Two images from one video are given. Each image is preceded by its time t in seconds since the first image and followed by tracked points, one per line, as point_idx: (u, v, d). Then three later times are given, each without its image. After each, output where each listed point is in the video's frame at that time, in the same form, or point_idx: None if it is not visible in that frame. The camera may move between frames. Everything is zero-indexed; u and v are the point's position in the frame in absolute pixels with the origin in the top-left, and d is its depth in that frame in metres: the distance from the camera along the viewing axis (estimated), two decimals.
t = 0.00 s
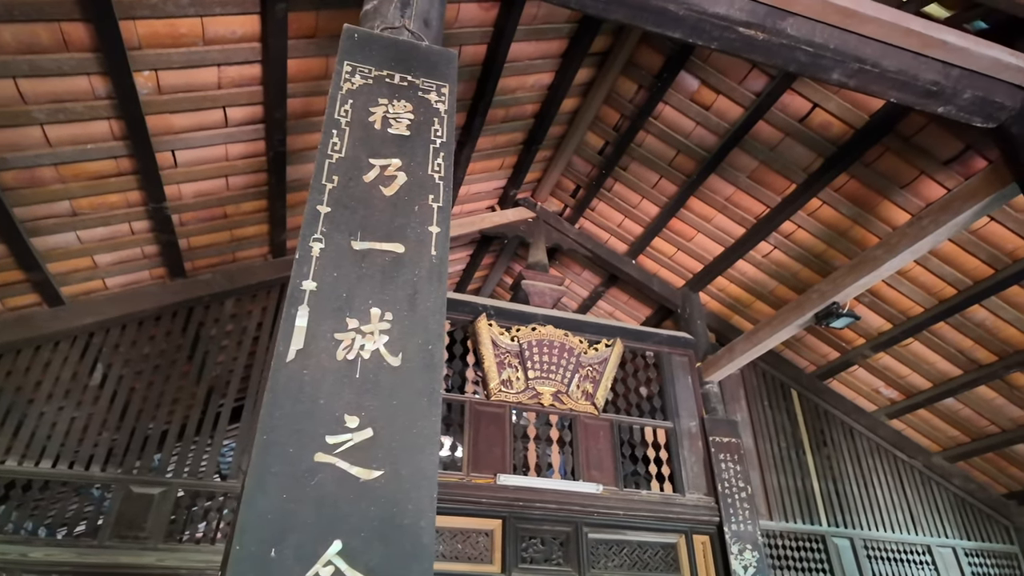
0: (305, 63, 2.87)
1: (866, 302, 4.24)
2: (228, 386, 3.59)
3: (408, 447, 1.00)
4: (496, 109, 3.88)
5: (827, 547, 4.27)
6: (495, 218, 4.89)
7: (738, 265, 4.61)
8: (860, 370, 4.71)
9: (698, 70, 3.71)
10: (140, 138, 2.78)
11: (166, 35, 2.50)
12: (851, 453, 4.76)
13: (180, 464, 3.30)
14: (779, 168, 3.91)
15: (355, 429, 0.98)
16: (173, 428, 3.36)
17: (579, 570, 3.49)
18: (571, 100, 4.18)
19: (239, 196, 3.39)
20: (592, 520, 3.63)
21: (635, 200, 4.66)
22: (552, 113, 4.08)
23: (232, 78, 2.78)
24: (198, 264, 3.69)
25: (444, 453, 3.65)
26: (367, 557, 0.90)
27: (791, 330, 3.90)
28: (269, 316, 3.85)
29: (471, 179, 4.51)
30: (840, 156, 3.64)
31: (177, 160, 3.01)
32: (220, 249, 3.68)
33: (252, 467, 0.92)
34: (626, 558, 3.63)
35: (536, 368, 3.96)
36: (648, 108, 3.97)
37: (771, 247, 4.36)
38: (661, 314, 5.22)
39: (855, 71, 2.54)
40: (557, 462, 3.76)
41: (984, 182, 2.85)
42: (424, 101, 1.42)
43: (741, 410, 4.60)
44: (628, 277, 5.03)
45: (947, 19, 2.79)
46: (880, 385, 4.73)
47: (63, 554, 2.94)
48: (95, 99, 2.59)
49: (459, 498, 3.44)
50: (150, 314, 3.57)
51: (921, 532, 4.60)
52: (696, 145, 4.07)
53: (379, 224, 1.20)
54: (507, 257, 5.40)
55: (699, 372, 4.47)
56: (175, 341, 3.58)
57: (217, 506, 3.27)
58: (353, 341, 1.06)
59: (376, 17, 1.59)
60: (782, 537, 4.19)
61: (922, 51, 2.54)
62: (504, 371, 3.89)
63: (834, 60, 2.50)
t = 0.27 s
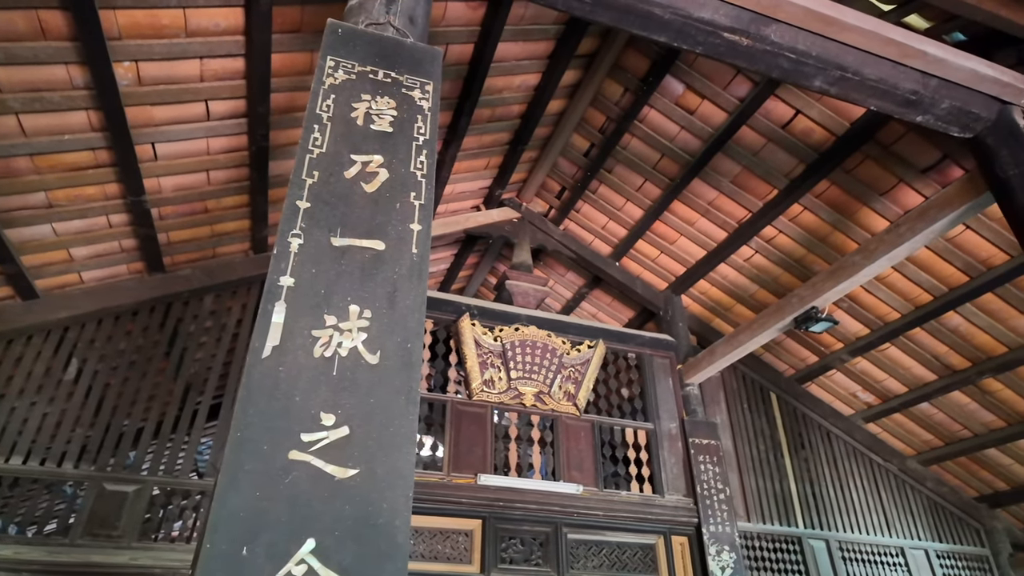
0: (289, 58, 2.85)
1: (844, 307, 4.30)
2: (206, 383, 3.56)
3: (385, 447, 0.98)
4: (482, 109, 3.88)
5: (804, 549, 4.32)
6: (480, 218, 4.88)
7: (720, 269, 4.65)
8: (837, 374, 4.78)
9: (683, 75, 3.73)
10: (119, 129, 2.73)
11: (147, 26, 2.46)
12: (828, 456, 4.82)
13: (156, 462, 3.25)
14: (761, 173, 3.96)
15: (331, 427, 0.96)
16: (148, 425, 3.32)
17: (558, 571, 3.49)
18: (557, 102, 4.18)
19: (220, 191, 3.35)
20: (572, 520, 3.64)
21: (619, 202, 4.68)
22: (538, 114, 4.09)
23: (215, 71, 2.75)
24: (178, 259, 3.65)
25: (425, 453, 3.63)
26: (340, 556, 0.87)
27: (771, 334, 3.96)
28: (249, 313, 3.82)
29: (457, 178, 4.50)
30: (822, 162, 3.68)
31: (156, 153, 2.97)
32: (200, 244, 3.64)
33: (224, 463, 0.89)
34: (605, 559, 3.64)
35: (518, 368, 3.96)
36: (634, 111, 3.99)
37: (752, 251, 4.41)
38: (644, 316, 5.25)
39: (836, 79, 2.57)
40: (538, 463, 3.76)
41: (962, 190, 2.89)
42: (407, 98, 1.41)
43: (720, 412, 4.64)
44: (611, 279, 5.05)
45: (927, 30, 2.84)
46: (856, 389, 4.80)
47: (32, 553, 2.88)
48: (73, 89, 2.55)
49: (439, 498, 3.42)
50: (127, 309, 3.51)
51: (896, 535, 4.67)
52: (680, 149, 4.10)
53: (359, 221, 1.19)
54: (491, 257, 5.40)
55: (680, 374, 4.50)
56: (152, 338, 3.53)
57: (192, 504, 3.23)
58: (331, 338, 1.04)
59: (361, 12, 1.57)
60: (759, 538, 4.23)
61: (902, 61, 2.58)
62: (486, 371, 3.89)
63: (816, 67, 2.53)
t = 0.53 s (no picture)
0: (275, 51, 2.82)
1: (826, 310, 4.35)
2: (185, 379, 3.53)
3: (364, 442, 0.97)
4: (469, 107, 3.87)
5: (782, 549, 4.36)
6: (467, 216, 4.87)
7: (704, 271, 4.69)
8: (818, 376, 4.83)
9: (671, 77, 3.75)
10: (99, 120, 2.68)
11: (129, 14, 2.42)
12: (807, 458, 4.87)
13: (133, 458, 3.21)
14: (745, 176, 3.99)
15: (309, 421, 0.94)
16: (125, 421, 3.27)
17: (539, 570, 3.48)
18: (545, 102, 4.18)
19: (203, 184, 3.31)
20: (554, 519, 3.64)
21: (605, 203, 4.70)
22: (525, 113, 4.08)
23: (198, 63, 2.71)
24: (158, 252, 3.59)
25: (407, 451, 3.61)
26: (316, 552, 0.86)
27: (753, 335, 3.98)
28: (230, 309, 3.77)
29: (443, 176, 4.48)
30: (805, 166, 3.72)
31: (138, 145, 2.92)
32: (182, 238, 3.59)
33: (198, 457, 0.87)
34: (586, 558, 3.65)
35: (503, 367, 3.96)
36: (621, 112, 4.00)
37: (736, 253, 4.44)
38: (628, 316, 5.28)
39: (821, 83, 2.60)
40: (521, 462, 3.76)
41: (941, 196, 2.93)
42: (392, 91, 1.40)
43: (703, 413, 4.67)
44: (596, 279, 5.07)
45: (910, 37, 2.88)
46: (837, 392, 4.86)
47: (4, 549, 2.82)
48: (52, 77, 2.50)
49: (421, 496, 3.41)
50: (105, 303, 3.46)
51: (873, 536, 4.73)
52: (666, 151, 4.12)
53: (342, 215, 1.17)
54: (477, 255, 5.39)
55: (663, 374, 4.53)
56: (131, 332, 3.48)
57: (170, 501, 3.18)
58: (310, 332, 1.02)
59: (348, 5, 1.56)
60: (739, 538, 4.27)
61: (885, 66, 2.61)
62: (470, 370, 3.88)
63: (801, 71, 2.56)
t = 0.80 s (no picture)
0: (262, 44, 2.79)
1: (809, 313, 4.39)
2: (167, 374, 3.49)
3: (345, 438, 0.96)
4: (458, 105, 3.85)
5: (764, 549, 4.39)
6: (454, 215, 4.85)
7: (689, 272, 4.72)
8: (801, 378, 4.88)
9: (659, 79, 3.76)
10: (80, 110, 2.64)
11: (113, 4, 2.38)
12: (789, 459, 4.91)
13: (112, 454, 3.17)
14: (732, 179, 4.02)
15: (289, 417, 0.93)
16: (104, 418, 3.22)
17: (522, 569, 3.48)
18: (534, 102, 4.18)
19: (187, 178, 3.27)
20: (537, 519, 3.64)
21: (593, 204, 4.71)
22: (514, 112, 4.08)
23: (184, 55, 2.68)
24: (141, 247, 3.55)
25: (391, 450, 3.57)
26: (294, 549, 0.85)
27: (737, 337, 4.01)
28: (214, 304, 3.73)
29: (431, 173, 4.46)
30: (791, 170, 3.75)
31: (121, 137, 2.88)
32: (165, 232, 3.54)
33: (176, 452, 0.86)
34: (569, 557, 3.65)
35: (488, 366, 3.95)
36: (610, 113, 4.01)
37: (721, 256, 4.47)
38: (615, 317, 5.30)
39: (807, 87, 2.62)
40: (506, 461, 3.76)
41: (923, 201, 2.97)
42: (379, 86, 1.39)
43: (687, 414, 4.69)
44: (583, 279, 5.08)
45: (894, 44, 2.92)
46: (819, 394, 4.92)
47: None
48: (32, 66, 2.46)
49: (404, 495, 3.39)
50: (85, 297, 3.40)
51: (853, 536, 4.79)
52: (654, 152, 4.13)
53: (326, 209, 1.16)
54: (465, 254, 5.38)
55: (648, 375, 4.55)
56: (111, 327, 3.43)
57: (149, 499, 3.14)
58: (292, 327, 1.01)
59: None
60: (721, 538, 4.30)
61: (870, 72, 2.64)
62: (456, 368, 3.87)
63: (787, 75, 2.58)
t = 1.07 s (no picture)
0: (250, 37, 2.76)
1: (794, 314, 4.42)
2: (149, 370, 3.46)
3: (328, 433, 0.95)
4: (448, 102, 3.84)
5: (747, 549, 4.42)
6: (443, 213, 4.84)
7: (677, 274, 4.74)
8: (786, 380, 4.92)
9: (649, 80, 3.78)
10: (63, 101, 2.60)
11: None
12: (774, 460, 4.95)
13: (93, 451, 3.12)
14: (720, 181, 4.04)
15: (271, 412, 0.92)
16: (85, 414, 3.18)
17: (507, 569, 3.48)
18: (524, 101, 4.18)
19: (172, 171, 3.23)
20: (523, 518, 3.64)
21: (582, 204, 4.72)
22: (504, 111, 4.07)
23: (170, 46, 2.65)
24: (124, 241, 3.50)
25: (377, 449, 3.56)
26: (274, 545, 0.84)
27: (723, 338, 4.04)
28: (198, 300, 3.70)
29: (420, 171, 4.44)
30: (778, 173, 3.78)
31: (105, 129, 2.84)
32: (149, 226, 3.50)
33: (154, 446, 0.84)
34: (554, 557, 3.65)
35: (475, 365, 3.94)
36: (599, 113, 4.02)
37: (708, 257, 4.50)
38: (602, 317, 5.31)
39: (794, 90, 2.64)
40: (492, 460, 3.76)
41: (907, 205, 3.00)
42: (367, 80, 1.38)
43: (672, 414, 4.71)
44: (571, 279, 5.08)
45: (881, 49, 2.96)
46: (803, 395, 4.96)
47: None
48: (14, 55, 2.42)
49: (389, 494, 3.37)
50: (67, 291, 3.36)
51: (835, 537, 4.83)
52: (643, 153, 4.15)
53: (311, 202, 1.15)
54: (453, 253, 5.37)
55: (634, 375, 4.57)
56: (93, 322, 3.39)
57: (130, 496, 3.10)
58: (275, 321, 1.00)
59: None
60: (705, 538, 4.32)
61: (857, 76, 2.66)
62: (443, 367, 3.86)
63: (775, 77, 2.60)
